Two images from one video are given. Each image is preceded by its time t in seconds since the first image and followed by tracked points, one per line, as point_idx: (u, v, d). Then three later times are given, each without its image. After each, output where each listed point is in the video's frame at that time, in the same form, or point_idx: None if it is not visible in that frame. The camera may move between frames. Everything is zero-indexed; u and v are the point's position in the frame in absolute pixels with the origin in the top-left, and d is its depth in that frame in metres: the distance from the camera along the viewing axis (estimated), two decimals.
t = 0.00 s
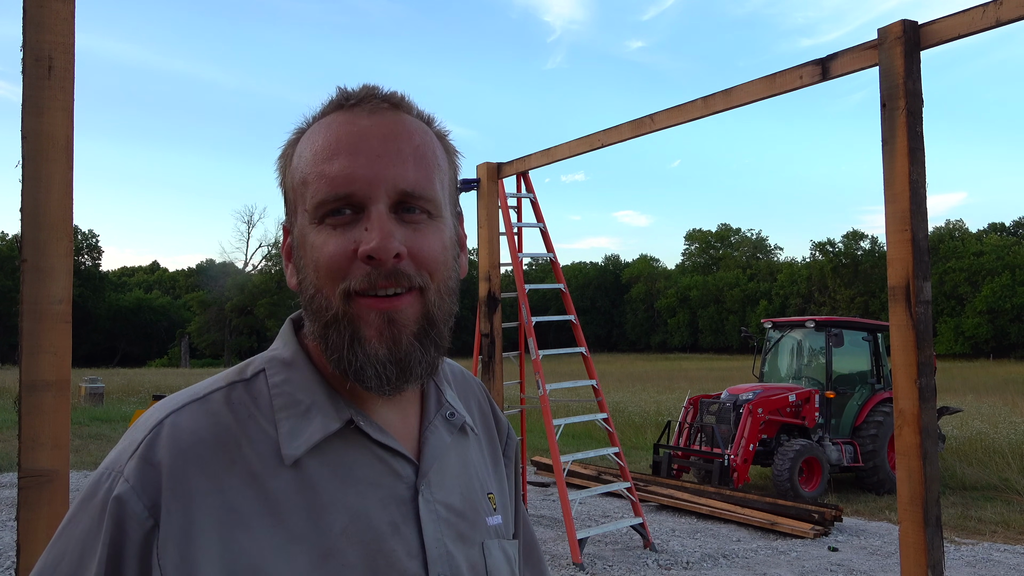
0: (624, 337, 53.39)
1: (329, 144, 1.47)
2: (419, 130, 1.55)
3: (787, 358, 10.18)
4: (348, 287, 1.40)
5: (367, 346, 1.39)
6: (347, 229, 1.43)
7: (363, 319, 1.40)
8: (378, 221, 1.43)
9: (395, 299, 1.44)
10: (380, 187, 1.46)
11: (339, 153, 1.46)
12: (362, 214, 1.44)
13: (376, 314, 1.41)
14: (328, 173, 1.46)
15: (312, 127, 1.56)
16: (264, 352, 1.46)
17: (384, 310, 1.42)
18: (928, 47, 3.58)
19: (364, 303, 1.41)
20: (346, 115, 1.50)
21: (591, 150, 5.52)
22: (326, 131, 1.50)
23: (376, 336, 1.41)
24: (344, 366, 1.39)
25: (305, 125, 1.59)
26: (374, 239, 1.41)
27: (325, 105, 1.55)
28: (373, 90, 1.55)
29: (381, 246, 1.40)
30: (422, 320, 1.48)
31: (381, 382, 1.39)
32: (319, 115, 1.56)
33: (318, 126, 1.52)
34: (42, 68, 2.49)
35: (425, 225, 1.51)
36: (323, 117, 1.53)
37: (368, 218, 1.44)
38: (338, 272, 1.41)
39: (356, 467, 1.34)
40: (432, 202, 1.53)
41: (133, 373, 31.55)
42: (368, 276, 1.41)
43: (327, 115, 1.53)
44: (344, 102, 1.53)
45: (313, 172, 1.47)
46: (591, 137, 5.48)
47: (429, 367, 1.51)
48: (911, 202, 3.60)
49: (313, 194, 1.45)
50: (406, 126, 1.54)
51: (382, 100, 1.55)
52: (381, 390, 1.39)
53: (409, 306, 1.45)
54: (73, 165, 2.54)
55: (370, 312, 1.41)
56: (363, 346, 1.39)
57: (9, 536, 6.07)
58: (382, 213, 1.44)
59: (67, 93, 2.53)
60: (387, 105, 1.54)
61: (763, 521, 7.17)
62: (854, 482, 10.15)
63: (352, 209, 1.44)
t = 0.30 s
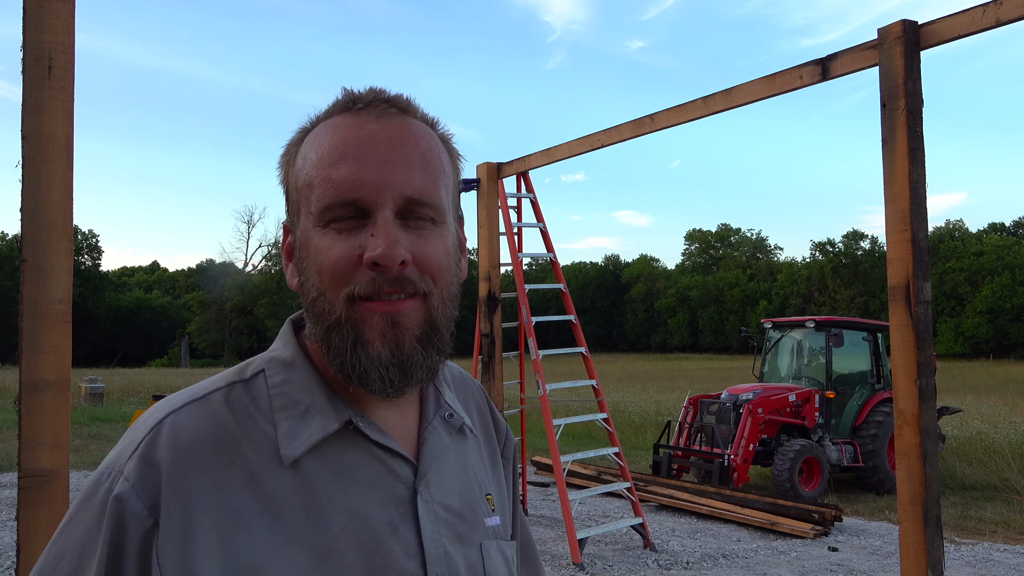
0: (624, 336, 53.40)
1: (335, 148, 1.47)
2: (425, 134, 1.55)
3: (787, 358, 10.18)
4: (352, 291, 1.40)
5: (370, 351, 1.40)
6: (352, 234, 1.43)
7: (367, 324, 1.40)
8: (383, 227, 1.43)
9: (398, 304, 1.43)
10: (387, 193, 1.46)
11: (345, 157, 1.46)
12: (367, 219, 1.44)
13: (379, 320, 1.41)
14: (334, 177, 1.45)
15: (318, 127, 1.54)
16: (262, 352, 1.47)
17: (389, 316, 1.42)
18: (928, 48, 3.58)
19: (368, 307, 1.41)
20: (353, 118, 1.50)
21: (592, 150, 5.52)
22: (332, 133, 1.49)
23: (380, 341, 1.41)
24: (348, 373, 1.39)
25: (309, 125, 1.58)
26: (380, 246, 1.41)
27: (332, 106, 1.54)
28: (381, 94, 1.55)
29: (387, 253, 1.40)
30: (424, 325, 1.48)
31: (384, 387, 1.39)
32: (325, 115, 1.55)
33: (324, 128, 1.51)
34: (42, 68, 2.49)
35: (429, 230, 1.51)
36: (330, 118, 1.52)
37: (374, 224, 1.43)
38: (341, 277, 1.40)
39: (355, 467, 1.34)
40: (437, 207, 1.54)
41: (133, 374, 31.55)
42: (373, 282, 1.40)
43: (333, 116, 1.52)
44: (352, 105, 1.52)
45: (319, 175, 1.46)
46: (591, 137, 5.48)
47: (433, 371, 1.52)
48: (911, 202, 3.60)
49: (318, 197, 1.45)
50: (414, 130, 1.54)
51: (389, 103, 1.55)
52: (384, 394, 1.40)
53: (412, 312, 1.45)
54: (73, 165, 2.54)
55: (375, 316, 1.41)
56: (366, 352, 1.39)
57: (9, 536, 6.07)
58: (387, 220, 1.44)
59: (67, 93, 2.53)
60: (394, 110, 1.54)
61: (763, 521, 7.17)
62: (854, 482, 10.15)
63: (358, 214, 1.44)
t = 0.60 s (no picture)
0: (624, 336, 53.38)
1: (385, 160, 1.40)
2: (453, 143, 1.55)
3: (787, 358, 10.18)
4: (417, 307, 1.39)
5: (435, 366, 1.41)
6: (415, 251, 1.40)
7: (428, 340, 1.40)
8: (446, 243, 1.42)
9: (454, 318, 1.44)
10: (445, 208, 1.44)
11: (396, 170, 1.40)
12: (427, 235, 1.41)
13: (441, 336, 1.42)
14: (390, 192, 1.39)
15: (343, 132, 1.44)
16: (261, 354, 1.46)
17: (448, 330, 1.43)
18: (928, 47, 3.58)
19: (429, 324, 1.40)
20: (394, 129, 1.44)
21: (592, 150, 5.52)
22: (374, 143, 1.41)
23: (442, 355, 1.42)
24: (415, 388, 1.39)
25: (320, 124, 1.46)
26: (448, 263, 1.40)
27: (361, 111, 1.46)
28: (411, 100, 1.50)
29: (456, 270, 1.40)
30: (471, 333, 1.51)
31: (450, 393, 1.45)
32: (346, 118, 1.45)
33: (358, 133, 1.42)
34: (42, 68, 2.49)
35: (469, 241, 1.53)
36: (362, 125, 1.43)
37: (435, 240, 1.41)
38: (406, 295, 1.38)
39: (353, 467, 1.34)
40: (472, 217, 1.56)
41: (133, 374, 31.55)
42: (438, 298, 1.40)
43: (364, 122, 1.44)
44: (387, 111, 1.46)
45: (369, 188, 1.39)
46: (591, 137, 5.48)
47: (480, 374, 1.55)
48: (911, 202, 3.60)
49: (370, 212, 1.38)
50: (446, 140, 1.53)
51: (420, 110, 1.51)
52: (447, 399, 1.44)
53: (465, 323, 1.47)
54: (73, 165, 2.54)
55: (437, 331, 1.41)
56: (432, 367, 1.40)
57: (9, 536, 6.07)
58: (448, 236, 1.43)
59: (67, 93, 2.53)
60: (428, 117, 1.51)
61: (763, 521, 7.17)
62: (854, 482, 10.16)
63: (417, 230, 1.40)
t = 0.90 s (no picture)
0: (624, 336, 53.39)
1: (367, 160, 1.41)
2: (444, 145, 1.54)
3: (787, 358, 10.18)
4: (394, 307, 1.38)
5: (412, 367, 1.40)
6: (393, 251, 1.39)
7: (405, 341, 1.40)
8: (425, 244, 1.41)
9: (435, 319, 1.44)
10: (426, 208, 1.43)
11: (379, 171, 1.41)
12: (407, 235, 1.41)
13: (418, 337, 1.41)
14: (371, 192, 1.39)
15: (330, 132, 1.45)
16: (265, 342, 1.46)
17: (428, 332, 1.42)
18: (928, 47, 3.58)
19: (406, 324, 1.40)
20: (379, 130, 1.44)
21: (591, 150, 5.52)
22: (358, 143, 1.42)
23: (420, 356, 1.41)
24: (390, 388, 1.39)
25: (311, 124, 1.48)
26: (425, 264, 1.39)
27: (348, 112, 1.46)
28: (400, 101, 1.50)
29: (433, 272, 1.40)
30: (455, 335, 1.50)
31: (428, 396, 1.43)
32: (335, 118, 1.46)
33: (344, 133, 1.43)
34: (42, 68, 2.49)
35: (457, 242, 1.52)
36: (349, 125, 1.44)
37: (414, 240, 1.41)
38: (384, 294, 1.38)
39: (355, 460, 1.34)
40: (461, 217, 1.55)
41: (134, 374, 31.55)
42: (415, 299, 1.40)
43: (350, 123, 1.45)
44: (374, 112, 1.46)
45: (349, 188, 1.39)
46: (591, 137, 5.48)
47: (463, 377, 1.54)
48: (911, 202, 3.60)
49: (350, 211, 1.38)
50: (436, 142, 1.52)
51: (409, 112, 1.51)
52: (426, 402, 1.44)
53: (446, 325, 1.46)
54: (73, 165, 2.54)
55: (416, 332, 1.41)
56: (407, 368, 1.39)
57: (9, 536, 6.07)
58: (428, 237, 1.42)
59: (67, 93, 2.53)
60: (415, 119, 1.51)
61: (763, 521, 7.17)
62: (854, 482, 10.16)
63: (396, 230, 1.40)
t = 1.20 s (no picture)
0: (624, 336, 53.39)
1: (349, 156, 1.44)
2: (436, 142, 1.54)
3: (787, 358, 10.18)
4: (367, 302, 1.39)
5: (385, 364, 1.39)
6: (367, 245, 1.41)
7: (380, 335, 1.40)
8: (399, 239, 1.42)
9: (412, 318, 1.43)
10: (403, 203, 1.44)
11: (359, 166, 1.43)
12: (383, 230, 1.42)
13: (394, 333, 1.41)
14: (349, 185, 1.42)
15: (324, 131, 1.51)
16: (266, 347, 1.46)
17: (403, 330, 1.42)
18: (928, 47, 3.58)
19: (381, 320, 1.40)
20: (364, 126, 1.47)
21: (591, 150, 5.52)
22: (342, 139, 1.46)
23: (394, 355, 1.41)
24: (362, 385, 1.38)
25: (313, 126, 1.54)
26: (397, 258, 1.40)
27: (341, 111, 1.51)
28: (392, 99, 1.52)
29: (405, 267, 1.39)
30: (436, 336, 1.49)
31: (399, 396, 1.41)
32: (330, 118, 1.51)
33: (333, 132, 1.48)
34: (42, 68, 2.49)
35: (442, 241, 1.51)
36: (340, 124, 1.49)
37: (389, 235, 1.42)
38: (356, 288, 1.39)
39: (359, 463, 1.34)
40: (448, 216, 1.53)
41: (134, 374, 31.54)
42: (389, 293, 1.40)
43: (342, 121, 1.49)
44: (364, 109, 1.49)
45: (331, 182, 1.43)
46: (591, 137, 5.49)
47: (445, 381, 1.53)
48: (911, 202, 3.60)
49: (329, 204, 1.42)
50: (427, 139, 1.52)
51: (400, 109, 1.52)
52: (398, 403, 1.42)
53: (425, 324, 1.45)
54: (73, 165, 2.54)
55: (390, 328, 1.41)
56: (381, 365, 1.39)
57: (9, 536, 6.07)
58: (403, 232, 1.43)
59: (67, 93, 2.53)
60: (405, 117, 1.52)
61: (763, 521, 7.17)
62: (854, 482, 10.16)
63: (371, 224, 1.42)
